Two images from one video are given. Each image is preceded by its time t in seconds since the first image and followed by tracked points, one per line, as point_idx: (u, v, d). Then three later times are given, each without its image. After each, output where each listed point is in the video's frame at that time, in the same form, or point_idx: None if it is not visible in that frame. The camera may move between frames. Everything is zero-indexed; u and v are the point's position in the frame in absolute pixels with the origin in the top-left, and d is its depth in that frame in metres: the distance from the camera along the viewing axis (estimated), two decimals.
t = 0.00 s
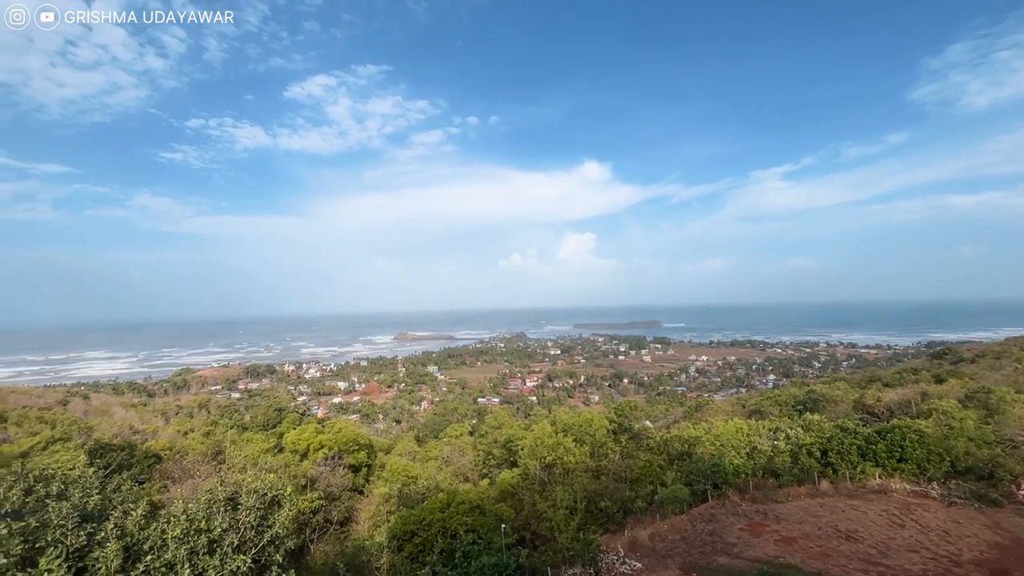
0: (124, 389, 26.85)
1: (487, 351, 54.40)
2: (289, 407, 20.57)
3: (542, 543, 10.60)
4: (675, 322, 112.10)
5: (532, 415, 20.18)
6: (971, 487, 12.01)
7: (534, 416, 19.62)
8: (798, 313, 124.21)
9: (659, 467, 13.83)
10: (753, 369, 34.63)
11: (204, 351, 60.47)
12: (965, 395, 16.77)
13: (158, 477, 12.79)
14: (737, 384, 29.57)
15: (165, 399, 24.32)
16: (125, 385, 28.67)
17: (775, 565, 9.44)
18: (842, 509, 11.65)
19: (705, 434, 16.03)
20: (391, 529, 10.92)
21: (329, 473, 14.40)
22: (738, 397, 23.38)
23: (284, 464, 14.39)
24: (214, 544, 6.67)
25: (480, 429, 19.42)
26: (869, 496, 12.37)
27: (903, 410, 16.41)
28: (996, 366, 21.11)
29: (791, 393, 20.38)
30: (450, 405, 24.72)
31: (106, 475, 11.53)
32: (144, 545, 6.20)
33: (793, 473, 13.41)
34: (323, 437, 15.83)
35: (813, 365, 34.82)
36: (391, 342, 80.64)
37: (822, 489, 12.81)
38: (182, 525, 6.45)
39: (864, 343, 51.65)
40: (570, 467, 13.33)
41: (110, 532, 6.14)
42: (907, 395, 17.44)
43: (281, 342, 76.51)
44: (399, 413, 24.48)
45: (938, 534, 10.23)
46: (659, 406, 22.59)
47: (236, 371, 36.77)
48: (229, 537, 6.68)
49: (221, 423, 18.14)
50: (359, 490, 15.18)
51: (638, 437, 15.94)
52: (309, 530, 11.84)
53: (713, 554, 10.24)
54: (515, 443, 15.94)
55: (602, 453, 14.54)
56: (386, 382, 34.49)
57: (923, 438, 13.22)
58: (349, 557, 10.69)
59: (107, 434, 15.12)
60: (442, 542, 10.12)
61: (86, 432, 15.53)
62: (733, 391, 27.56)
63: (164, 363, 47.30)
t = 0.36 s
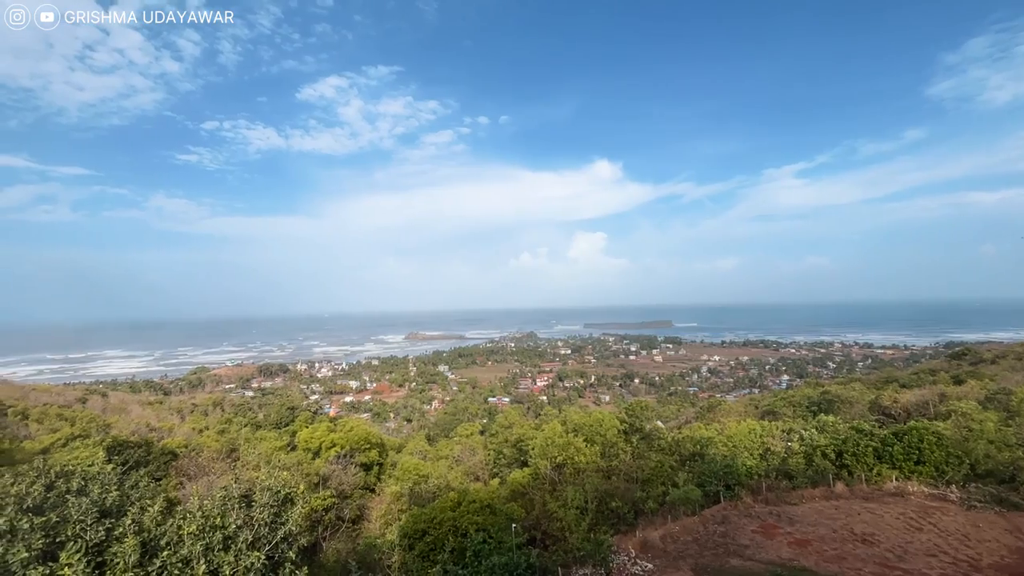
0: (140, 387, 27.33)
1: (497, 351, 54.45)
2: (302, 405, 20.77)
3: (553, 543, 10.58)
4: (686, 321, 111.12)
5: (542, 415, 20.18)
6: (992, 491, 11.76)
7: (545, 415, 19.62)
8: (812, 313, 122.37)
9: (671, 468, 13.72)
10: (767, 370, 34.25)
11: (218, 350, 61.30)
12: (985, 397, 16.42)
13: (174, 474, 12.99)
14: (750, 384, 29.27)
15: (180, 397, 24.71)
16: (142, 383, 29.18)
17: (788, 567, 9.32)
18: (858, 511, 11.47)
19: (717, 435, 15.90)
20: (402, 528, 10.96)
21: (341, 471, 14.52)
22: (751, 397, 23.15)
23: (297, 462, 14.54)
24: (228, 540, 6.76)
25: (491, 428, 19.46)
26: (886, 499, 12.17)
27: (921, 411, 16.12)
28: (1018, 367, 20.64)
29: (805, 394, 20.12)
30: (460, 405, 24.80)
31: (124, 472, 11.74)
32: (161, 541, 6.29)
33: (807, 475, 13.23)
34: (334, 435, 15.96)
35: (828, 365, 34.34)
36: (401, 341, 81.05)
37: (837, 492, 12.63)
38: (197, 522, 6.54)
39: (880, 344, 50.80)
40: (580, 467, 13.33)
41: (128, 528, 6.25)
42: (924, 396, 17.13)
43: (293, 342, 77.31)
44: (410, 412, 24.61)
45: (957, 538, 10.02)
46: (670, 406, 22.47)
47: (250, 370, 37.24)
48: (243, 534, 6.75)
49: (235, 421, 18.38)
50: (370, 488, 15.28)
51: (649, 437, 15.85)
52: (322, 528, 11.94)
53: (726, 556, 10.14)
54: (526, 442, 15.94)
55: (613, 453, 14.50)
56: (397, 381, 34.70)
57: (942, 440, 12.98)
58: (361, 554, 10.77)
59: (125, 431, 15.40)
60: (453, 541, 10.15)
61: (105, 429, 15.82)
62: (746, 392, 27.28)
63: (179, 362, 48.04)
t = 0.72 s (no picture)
0: (157, 385, 27.79)
1: (507, 350, 54.48)
2: (314, 404, 20.97)
3: (563, 543, 10.55)
4: (697, 321, 110.11)
5: (553, 415, 20.15)
6: (1013, 494, 11.50)
7: (555, 415, 19.58)
8: (825, 313, 120.54)
9: (682, 468, 13.61)
10: (780, 370, 33.85)
11: (232, 349, 62.06)
12: (1006, 398, 16.06)
13: (189, 471, 13.19)
14: (763, 385, 28.95)
15: (195, 396, 25.09)
16: (158, 382, 29.68)
17: (802, 571, 9.21)
18: (874, 514, 11.29)
19: (729, 436, 15.76)
20: (413, 526, 11.01)
21: (352, 470, 14.64)
22: (763, 398, 22.89)
23: (309, 460, 14.68)
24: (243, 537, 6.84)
25: (501, 428, 19.49)
26: (902, 502, 11.96)
27: (939, 413, 15.81)
28: None
29: (819, 394, 19.86)
30: (471, 405, 24.84)
31: (141, 469, 11.95)
32: (176, 537, 6.39)
33: (821, 477, 13.03)
34: (346, 434, 16.08)
35: (843, 366, 33.83)
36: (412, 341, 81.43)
37: (852, 494, 12.44)
38: (212, 518, 6.64)
39: (897, 344, 49.90)
40: (591, 467, 13.33)
41: (145, 524, 6.35)
42: (943, 397, 16.82)
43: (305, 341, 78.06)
44: (420, 411, 24.75)
45: (976, 543, 9.82)
46: (682, 407, 22.33)
47: (263, 369, 37.69)
48: (257, 531, 6.82)
49: (249, 420, 18.62)
50: (382, 487, 15.38)
51: (660, 437, 15.76)
52: (333, 526, 12.05)
53: (738, 558, 10.04)
54: (536, 442, 15.94)
55: (624, 453, 14.47)
56: (408, 381, 34.88)
57: (960, 442, 12.73)
58: (373, 552, 10.85)
59: (142, 429, 15.68)
60: (464, 540, 10.19)
61: (122, 426, 16.11)
62: (758, 392, 27.01)
63: (194, 361, 48.74)
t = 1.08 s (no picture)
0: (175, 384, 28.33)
1: (519, 350, 54.46)
2: (328, 403, 21.19)
3: (575, 543, 10.53)
4: (710, 321, 109.00)
5: (565, 415, 20.09)
6: None
7: (567, 415, 19.52)
8: (842, 313, 118.35)
9: (696, 470, 13.49)
10: (796, 371, 33.33)
11: (247, 349, 62.95)
12: None
13: (207, 468, 13.41)
14: (779, 385, 28.55)
15: (212, 394, 25.51)
16: (176, 381, 30.25)
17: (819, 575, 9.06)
18: (893, 518, 11.07)
19: (744, 437, 15.58)
20: (426, 525, 11.07)
21: (366, 468, 14.76)
22: (779, 399, 22.57)
23: (324, 458, 14.83)
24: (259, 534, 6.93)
25: (513, 427, 19.50)
26: (923, 505, 11.70)
27: (961, 415, 15.45)
28: None
29: (837, 396, 19.52)
30: (483, 404, 24.88)
31: (160, 466, 12.18)
32: (195, 533, 6.50)
33: (839, 479, 12.83)
34: (360, 433, 16.21)
35: (861, 367, 33.19)
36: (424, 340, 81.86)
37: (870, 497, 12.23)
38: (230, 515, 6.75)
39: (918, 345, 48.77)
40: (604, 467, 13.28)
41: (164, 520, 6.47)
42: (965, 399, 16.45)
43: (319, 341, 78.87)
44: (433, 411, 24.88)
45: (1000, 548, 9.58)
46: (696, 407, 22.11)
47: (278, 368, 38.18)
48: (273, 528, 6.91)
49: (264, 418, 18.87)
50: (395, 486, 15.48)
51: (674, 438, 15.63)
52: (348, 524, 12.16)
53: (753, 561, 9.92)
54: (549, 442, 15.91)
55: (637, 454, 14.39)
56: (420, 381, 35.07)
57: (984, 446, 12.43)
58: (386, 550, 10.94)
59: (161, 426, 15.99)
60: (477, 539, 10.21)
61: (142, 424, 16.44)
62: (774, 393, 26.69)
63: (211, 360, 49.57)
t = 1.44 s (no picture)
0: (193, 383, 28.88)
1: (531, 350, 54.44)
2: (342, 402, 21.41)
3: (589, 544, 10.49)
4: (725, 321, 107.86)
5: (578, 415, 20.02)
6: None
7: (580, 415, 19.46)
8: (861, 313, 116.18)
9: (712, 472, 13.35)
10: (813, 372, 32.80)
11: (263, 348, 63.81)
12: None
13: (224, 465, 13.62)
14: (795, 386, 28.14)
15: (228, 393, 25.93)
16: (195, 380, 30.83)
17: None
18: (914, 522, 10.83)
19: (760, 439, 15.38)
20: (439, 524, 11.12)
21: (380, 467, 14.87)
22: (796, 400, 22.25)
23: (338, 457, 14.99)
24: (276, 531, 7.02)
25: (526, 427, 19.49)
26: (946, 510, 11.42)
27: (985, 418, 15.02)
28: None
29: (856, 397, 19.17)
30: (496, 404, 24.93)
31: (180, 463, 12.41)
32: (214, 529, 6.60)
33: (858, 483, 12.60)
34: (374, 432, 16.33)
35: (881, 368, 32.54)
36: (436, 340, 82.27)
37: (891, 501, 11.98)
38: (247, 512, 6.85)
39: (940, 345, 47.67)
40: (617, 468, 13.20)
41: (184, 516, 6.59)
42: (990, 401, 15.99)
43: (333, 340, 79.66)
44: (446, 410, 25.01)
45: None
46: (710, 408, 21.88)
47: (293, 367, 38.69)
48: (289, 525, 6.99)
49: (280, 417, 19.11)
50: (408, 485, 15.58)
51: (688, 439, 15.48)
52: (362, 522, 12.26)
53: (770, 564, 9.77)
54: (561, 442, 15.88)
55: (651, 455, 14.30)
56: (433, 380, 35.26)
57: (1010, 449, 12.09)
58: (400, 549, 11.00)
59: (180, 424, 16.28)
60: (490, 539, 10.21)
61: (162, 422, 16.76)
62: (791, 394, 26.29)
63: (228, 359, 50.39)
